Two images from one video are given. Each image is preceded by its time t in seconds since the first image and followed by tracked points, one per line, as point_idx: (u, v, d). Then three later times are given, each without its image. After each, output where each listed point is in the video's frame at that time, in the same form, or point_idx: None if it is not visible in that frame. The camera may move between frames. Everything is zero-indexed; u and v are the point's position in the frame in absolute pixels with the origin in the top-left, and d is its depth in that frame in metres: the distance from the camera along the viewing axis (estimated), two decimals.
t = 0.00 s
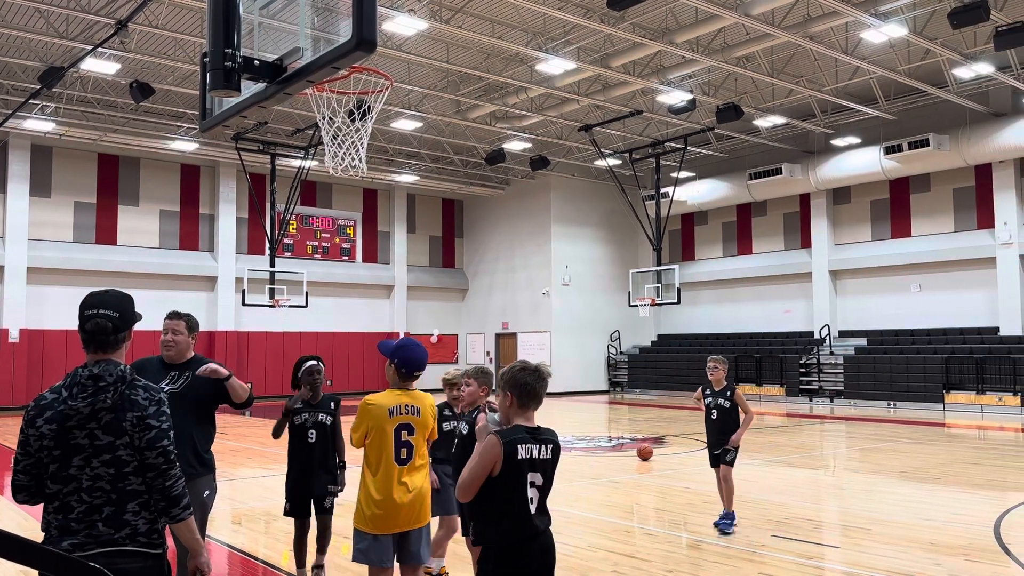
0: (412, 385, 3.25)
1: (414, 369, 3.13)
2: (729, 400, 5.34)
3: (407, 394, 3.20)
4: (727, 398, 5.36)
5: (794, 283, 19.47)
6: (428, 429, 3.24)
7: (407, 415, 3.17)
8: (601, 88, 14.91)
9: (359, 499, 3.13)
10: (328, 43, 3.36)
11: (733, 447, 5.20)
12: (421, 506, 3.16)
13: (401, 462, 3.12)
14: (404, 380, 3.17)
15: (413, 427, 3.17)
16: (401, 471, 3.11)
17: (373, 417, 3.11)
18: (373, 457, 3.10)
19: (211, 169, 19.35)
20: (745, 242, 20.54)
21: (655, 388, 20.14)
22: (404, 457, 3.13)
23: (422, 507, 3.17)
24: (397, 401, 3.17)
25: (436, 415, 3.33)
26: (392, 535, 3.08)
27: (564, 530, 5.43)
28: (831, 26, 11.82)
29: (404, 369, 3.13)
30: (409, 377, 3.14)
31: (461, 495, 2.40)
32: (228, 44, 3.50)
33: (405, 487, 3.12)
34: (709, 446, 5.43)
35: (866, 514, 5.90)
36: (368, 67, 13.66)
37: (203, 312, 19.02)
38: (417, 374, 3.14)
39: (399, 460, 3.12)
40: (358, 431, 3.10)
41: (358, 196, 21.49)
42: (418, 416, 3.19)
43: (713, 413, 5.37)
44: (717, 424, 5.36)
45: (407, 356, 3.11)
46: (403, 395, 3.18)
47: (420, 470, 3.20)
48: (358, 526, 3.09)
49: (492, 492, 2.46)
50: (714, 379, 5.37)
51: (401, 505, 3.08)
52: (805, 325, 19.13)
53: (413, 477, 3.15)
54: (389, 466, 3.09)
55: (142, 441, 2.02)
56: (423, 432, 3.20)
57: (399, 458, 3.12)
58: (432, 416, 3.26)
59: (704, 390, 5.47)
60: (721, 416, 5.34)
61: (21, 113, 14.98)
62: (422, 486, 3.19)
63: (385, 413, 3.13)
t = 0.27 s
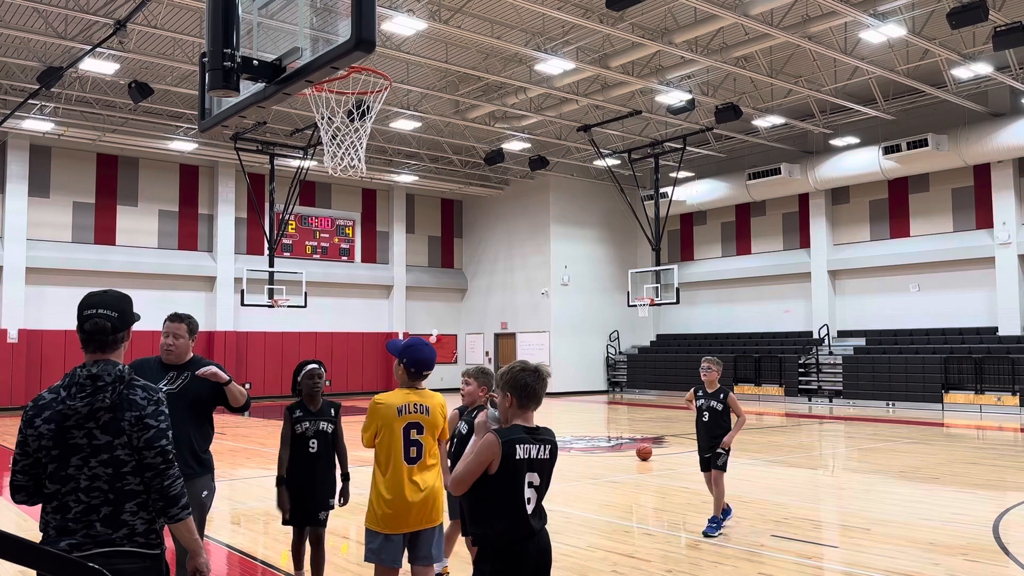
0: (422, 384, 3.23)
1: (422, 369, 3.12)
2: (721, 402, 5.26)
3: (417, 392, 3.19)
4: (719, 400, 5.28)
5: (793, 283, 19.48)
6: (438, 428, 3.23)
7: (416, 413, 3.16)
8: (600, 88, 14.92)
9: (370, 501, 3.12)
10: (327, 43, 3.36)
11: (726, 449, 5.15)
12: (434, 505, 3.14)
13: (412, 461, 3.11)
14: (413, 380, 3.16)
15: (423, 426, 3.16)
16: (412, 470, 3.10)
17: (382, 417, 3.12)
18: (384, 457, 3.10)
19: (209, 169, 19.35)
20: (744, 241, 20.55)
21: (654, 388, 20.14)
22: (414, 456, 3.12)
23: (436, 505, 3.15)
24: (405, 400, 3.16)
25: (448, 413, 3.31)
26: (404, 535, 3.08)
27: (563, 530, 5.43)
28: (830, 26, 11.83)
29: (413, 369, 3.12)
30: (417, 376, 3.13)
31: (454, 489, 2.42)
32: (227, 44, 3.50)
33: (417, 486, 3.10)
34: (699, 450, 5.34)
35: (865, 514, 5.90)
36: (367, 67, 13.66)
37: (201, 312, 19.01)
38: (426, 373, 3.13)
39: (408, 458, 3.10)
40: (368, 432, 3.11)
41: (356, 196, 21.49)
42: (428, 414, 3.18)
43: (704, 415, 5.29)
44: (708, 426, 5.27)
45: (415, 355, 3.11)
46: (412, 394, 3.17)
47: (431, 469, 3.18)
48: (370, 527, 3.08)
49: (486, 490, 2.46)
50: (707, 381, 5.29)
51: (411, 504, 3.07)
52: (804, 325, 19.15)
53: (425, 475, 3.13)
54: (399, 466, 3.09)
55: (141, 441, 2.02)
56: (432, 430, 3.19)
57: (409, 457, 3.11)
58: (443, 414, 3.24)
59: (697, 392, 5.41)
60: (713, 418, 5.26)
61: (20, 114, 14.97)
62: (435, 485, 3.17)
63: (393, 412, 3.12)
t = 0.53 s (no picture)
0: (433, 384, 3.26)
1: (432, 367, 3.14)
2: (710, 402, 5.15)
3: (428, 392, 3.22)
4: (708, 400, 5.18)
5: (792, 283, 19.50)
6: (451, 427, 3.25)
7: (429, 412, 3.19)
8: (599, 88, 14.91)
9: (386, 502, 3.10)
10: (325, 42, 3.36)
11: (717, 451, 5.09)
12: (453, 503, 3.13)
13: (430, 459, 3.11)
14: (423, 380, 3.19)
15: (437, 425, 3.18)
16: (429, 468, 3.10)
17: (396, 418, 3.14)
18: (400, 458, 3.10)
19: (208, 169, 19.34)
20: (743, 241, 20.56)
21: (653, 388, 20.15)
22: (430, 454, 3.12)
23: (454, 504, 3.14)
24: (419, 399, 3.18)
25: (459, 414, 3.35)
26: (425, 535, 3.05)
27: (563, 530, 5.43)
28: (829, 26, 11.83)
29: (422, 369, 3.13)
30: (428, 376, 3.16)
31: (447, 482, 2.43)
32: (225, 44, 3.49)
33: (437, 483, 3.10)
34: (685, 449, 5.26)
35: (864, 513, 5.90)
36: (366, 67, 13.64)
37: (200, 312, 19.00)
38: (436, 372, 3.15)
39: (425, 456, 3.11)
40: (384, 435, 3.13)
41: (355, 196, 21.48)
42: (441, 413, 3.21)
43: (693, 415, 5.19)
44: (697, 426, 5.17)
45: (424, 354, 3.12)
46: (424, 393, 3.20)
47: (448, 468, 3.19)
48: (387, 530, 3.04)
49: (483, 488, 2.46)
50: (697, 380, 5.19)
51: (431, 501, 3.06)
52: (803, 325, 19.16)
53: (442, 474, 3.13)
54: (417, 465, 3.09)
55: (139, 441, 2.02)
56: (447, 428, 3.22)
57: (426, 455, 3.12)
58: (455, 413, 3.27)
59: (686, 390, 5.32)
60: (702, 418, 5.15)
61: (19, 114, 14.96)
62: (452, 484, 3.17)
63: (408, 411, 3.15)
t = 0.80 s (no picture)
0: (440, 383, 3.27)
1: (438, 366, 3.13)
2: (693, 405, 5.03)
3: (436, 390, 3.22)
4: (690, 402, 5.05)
5: (791, 283, 19.50)
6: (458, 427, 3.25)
7: (437, 411, 3.19)
8: (598, 88, 14.92)
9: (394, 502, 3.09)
10: (325, 42, 3.36)
11: (703, 456, 4.97)
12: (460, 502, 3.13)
13: (439, 457, 3.11)
14: (430, 379, 3.17)
15: (445, 424, 3.18)
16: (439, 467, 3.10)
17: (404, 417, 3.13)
18: (409, 458, 3.09)
19: (207, 169, 19.34)
20: (742, 241, 20.56)
21: (653, 388, 20.15)
22: (439, 453, 3.12)
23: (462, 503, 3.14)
24: (427, 399, 3.19)
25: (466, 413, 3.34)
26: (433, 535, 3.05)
27: (562, 530, 5.43)
28: (827, 27, 11.83)
29: (427, 368, 3.13)
30: (435, 374, 3.15)
31: (444, 478, 2.44)
32: (224, 44, 3.48)
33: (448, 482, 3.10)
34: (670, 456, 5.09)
35: (864, 513, 5.90)
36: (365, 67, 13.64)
37: (199, 312, 18.99)
38: (442, 371, 3.14)
39: (434, 455, 3.10)
40: (392, 435, 3.12)
41: (354, 196, 21.48)
42: (448, 411, 3.22)
43: (676, 419, 5.06)
44: (679, 430, 5.05)
45: (430, 353, 3.12)
46: (432, 391, 3.20)
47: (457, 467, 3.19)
48: (395, 531, 3.04)
49: (481, 487, 2.47)
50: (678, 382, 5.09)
51: (440, 501, 3.06)
52: (802, 325, 19.17)
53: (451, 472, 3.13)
54: (426, 465, 3.08)
55: (139, 441, 2.01)
56: (455, 426, 3.22)
57: (434, 453, 3.11)
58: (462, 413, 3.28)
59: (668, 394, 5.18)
60: (684, 423, 5.04)
61: (18, 114, 14.95)
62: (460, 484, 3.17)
63: (417, 411, 3.15)
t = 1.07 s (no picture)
0: (440, 384, 3.27)
1: (438, 365, 3.13)
2: (674, 403, 4.98)
3: (435, 390, 3.22)
4: (672, 400, 4.99)
5: (790, 283, 19.51)
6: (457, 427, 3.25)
7: (435, 411, 3.19)
8: (597, 88, 14.92)
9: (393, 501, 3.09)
10: (325, 42, 3.36)
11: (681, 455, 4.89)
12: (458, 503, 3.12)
13: (436, 458, 3.11)
14: (430, 379, 3.17)
15: (443, 424, 3.18)
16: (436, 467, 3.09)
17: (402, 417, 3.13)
18: (407, 457, 3.10)
19: (206, 169, 19.34)
20: (742, 242, 20.57)
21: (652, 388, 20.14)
22: (437, 453, 3.12)
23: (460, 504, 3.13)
24: (426, 399, 3.19)
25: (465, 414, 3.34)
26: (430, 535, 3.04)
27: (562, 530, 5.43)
28: (827, 27, 11.83)
29: (428, 367, 3.13)
30: (435, 374, 3.15)
31: (442, 476, 2.43)
32: (223, 44, 3.48)
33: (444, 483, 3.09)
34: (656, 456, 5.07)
35: (863, 513, 5.91)
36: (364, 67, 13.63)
37: (198, 312, 18.98)
38: (442, 371, 3.15)
39: (432, 455, 3.11)
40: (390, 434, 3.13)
41: (353, 196, 21.47)
42: (447, 412, 3.21)
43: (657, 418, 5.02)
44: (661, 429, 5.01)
45: (430, 353, 3.12)
46: (430, 392, 3.20)
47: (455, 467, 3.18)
48: (393, 531, 3.04)
49: (480, 487, 2.47)
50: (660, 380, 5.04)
51: (438, 501, 3.06)
52: (801, 324, 19.18)
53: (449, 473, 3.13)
54: (424, 464, 3.08)
55: (139, 441, 2.01)
56: (454, 426, 3.22)
57: (432, 454, 3.11)
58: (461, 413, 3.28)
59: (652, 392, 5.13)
60: (665, 421, 4.99)
61: (17, 114, 14.94)
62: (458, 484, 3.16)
63: (414, 410, 3.15)
